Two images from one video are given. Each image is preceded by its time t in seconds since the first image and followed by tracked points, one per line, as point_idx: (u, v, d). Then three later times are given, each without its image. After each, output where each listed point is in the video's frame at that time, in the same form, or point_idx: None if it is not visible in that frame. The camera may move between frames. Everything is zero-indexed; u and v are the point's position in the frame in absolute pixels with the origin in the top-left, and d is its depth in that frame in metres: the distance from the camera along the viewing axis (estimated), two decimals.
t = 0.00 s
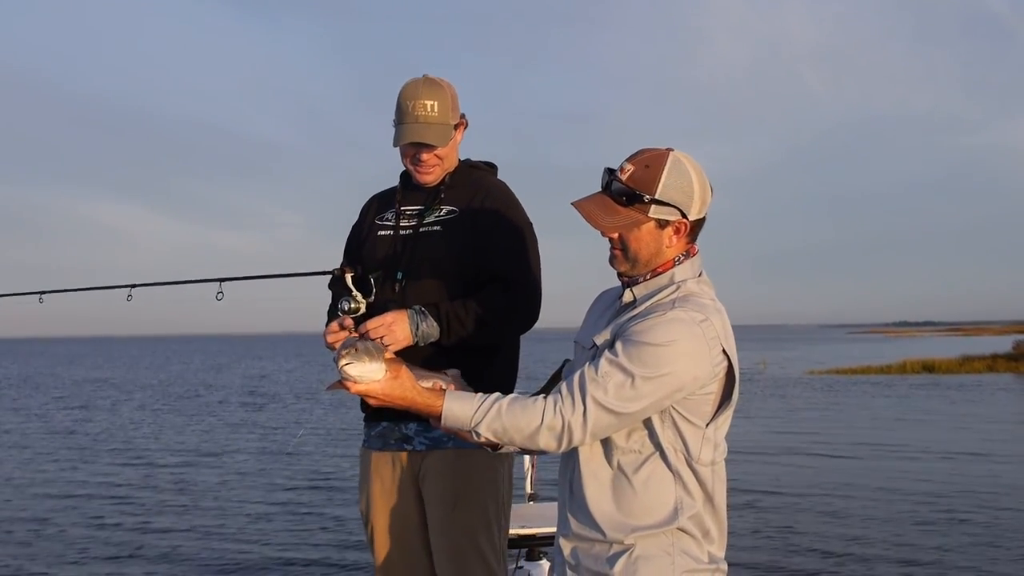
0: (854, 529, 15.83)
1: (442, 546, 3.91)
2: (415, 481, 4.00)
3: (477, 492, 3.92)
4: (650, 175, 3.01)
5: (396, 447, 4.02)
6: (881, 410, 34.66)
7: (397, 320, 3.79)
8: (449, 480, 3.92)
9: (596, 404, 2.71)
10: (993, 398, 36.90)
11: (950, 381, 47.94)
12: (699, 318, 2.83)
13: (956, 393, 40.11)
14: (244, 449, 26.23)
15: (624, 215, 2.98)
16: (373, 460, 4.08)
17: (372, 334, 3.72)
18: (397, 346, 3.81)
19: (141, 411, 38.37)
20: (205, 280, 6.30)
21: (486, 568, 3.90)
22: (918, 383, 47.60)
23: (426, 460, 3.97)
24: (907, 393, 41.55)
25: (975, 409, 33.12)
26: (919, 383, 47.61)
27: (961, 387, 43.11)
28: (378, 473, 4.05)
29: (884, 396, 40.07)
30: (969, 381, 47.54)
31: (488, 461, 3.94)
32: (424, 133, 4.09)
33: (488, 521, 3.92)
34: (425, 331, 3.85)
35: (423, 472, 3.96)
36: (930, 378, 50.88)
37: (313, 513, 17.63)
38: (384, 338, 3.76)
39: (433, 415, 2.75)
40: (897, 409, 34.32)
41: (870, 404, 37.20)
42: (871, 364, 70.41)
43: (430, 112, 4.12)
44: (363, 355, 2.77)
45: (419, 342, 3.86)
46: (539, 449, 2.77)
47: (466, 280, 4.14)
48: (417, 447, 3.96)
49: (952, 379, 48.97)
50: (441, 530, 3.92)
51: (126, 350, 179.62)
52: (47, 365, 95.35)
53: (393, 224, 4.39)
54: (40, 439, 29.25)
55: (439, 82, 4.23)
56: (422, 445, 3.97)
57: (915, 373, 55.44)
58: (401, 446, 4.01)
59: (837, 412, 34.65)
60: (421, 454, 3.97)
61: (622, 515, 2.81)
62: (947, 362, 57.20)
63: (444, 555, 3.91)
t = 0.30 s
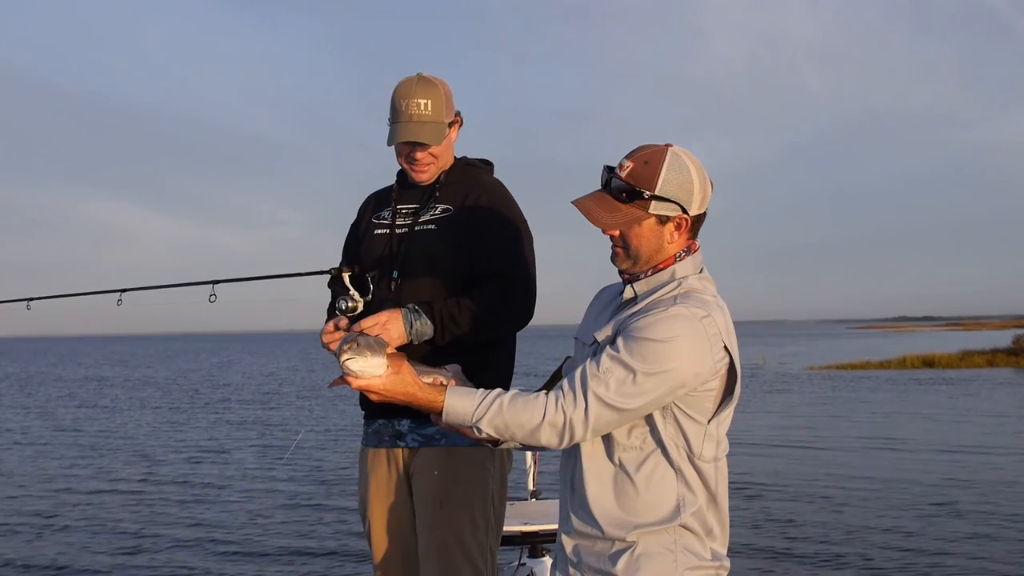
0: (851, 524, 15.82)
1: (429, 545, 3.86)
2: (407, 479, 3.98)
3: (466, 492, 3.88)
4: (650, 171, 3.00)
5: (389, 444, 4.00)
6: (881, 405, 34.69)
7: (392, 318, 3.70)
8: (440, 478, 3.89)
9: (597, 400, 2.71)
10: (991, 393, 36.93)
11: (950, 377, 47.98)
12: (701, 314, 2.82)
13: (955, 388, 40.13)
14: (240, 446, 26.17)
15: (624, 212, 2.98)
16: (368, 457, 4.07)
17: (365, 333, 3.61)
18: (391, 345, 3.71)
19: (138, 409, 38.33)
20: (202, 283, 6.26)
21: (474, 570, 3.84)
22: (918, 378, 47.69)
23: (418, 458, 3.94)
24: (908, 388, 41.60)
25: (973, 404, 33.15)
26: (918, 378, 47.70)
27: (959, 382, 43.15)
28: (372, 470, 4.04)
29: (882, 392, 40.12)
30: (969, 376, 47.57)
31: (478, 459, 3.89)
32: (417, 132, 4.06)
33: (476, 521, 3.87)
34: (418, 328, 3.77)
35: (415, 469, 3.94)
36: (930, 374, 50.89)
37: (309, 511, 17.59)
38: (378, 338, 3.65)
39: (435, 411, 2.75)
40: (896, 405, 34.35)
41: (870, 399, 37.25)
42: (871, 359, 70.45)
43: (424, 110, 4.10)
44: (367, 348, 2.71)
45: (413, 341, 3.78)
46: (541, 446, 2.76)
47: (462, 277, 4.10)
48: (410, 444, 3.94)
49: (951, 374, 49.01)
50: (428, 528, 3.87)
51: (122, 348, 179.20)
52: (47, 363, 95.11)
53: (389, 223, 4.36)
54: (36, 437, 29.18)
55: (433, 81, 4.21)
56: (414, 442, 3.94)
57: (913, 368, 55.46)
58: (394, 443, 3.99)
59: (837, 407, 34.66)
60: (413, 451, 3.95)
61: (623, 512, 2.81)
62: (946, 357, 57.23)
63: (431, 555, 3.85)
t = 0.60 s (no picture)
0: (852, 523, 15.81)
1: (433, 549, 3.87)
2: (405, 484, 3.98)
3: (464, 493, 3.88)
4: (653, 171, 3.00)
5: (386, 450, 4.00)
6: (880, 403, 34.77)
7: (385, 319, 3.73)
8: (438, 483, 3.89)
9: (599, 405, 2.71)
10: (991, 392, 36.91)
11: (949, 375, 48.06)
12: (700, 314, 2.83)
13: (955, 387, 40.11)
14: (240, 447, 26.16)
15: (626, 209, 2.98)
16: (366, 463, 4.07)
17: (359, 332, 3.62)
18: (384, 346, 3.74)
19: (138, 410, 38.29)
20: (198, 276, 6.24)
21: (480, 569, 3.85)
22: (917, 377, 47.82)
23: (415, 464, 3.93)
24: (908, 386, 41.69)
25: (973, 403, 33.13)
26: (917, 376, 47.83)
27: (959, 381, 43.12)
28: (371, 476, 4.04)
29: (882, 391, 40.07)
30: (969, 374, 47.67)
31: (476, 463, 3.89)
32: (419, 130, 4.06)
33: (477, 522, 3.88)
34: (411, 330, 3.79)
35: (412, 475, 3.93)
36: (930, 372, 50.97)
37: (309, 511, 17.57)
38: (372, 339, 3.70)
39: (440, 415, 2.75)
40: (896, 403, 34.39)
41: (869, 398, 37.33)
42: (871, 358, 70.39)
43: (426, 109, 4.10)
44: (378, 347, 2.72)
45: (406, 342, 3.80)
46: (544, 452, 2.76)
47: (459, 277, 4.09)
48: (406, 450, 3.93)
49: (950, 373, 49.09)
50: (431, 534, 3.88)
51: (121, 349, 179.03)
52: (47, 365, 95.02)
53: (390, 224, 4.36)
54: (36, 438, 29.17)
55: (437, 82, 4.21)
56: (410, 448, 3.93)
57: (914, 367, 55.38)
58: (391, 448, 3.98)
59: (836, 406, 34.74)
60: (409, 457, 3.94)
61: (624, 513, 2.81)
62: (947, 356, 57.14)
63: (438, 558, 3.86)
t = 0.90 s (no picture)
0: (851, 520, 15.82)
1: (433, 548, 3.87)
2: (404, 480, 3.98)
3: (463, 491, 3.88)
4: (652, 169, 3.01)
5: (386, 446, 4.01)
6: (875, 401, 34.90)
7: (383, 312, 3.69)
8: (437, 481, 3.89)
9: (598, 411, 2.71)
10: (988, 390, 36.98)
11: (944, 373, 48.31)
12: (696, 316, 2.84)
13: (951, 385, 40.17)
14: (240, 446, 26.15)
15: (624, 207, 2.98)
16: (366, 459, 4.07)
17: (356, 324, 3.57)
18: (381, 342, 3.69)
19: (137, 410, 38.26)
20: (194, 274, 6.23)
21: (480, 568, 3.85)
22: (911, 375, 48.03)
23: (414, 461, 3.94)
24: (903, 385, 41.84)
25: (970, 401, 33.17)
26: (912, 375, 48.04)
27: (956, 379, 43.19)
28: (370, 472, 4.04)
29: (879, 389, 40.12)
30: (963, 372, 47.91)
31: (476, 460, 3.89)
32: (414, 124, 4.07)
33: (477, 522, 3.87)
34: (409, 324, 3.74)
35: (413, 472, 3.93)
36: (924, 371, 51.24)
37: (310, 511, 17.57)
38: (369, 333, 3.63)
39: (445, 411, 2.71)
40: (891, 401, 34.52)
41: (864, 396, 37.48)
42: (868, 357, 70.50)
43: (421, 104, 4.10)
44: (393, 331, 2.65)
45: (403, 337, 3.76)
46: (544, 455, 2.75)
47: (456, 274, 4.09)
48: (405, 448, 3.94)
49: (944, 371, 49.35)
50: (431, 531, 3.88)
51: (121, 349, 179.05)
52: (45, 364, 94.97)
53: (387, 222, 4.35)
54: (36, 437, 29.15)
55: (432, 78, 4.22)
56: (410, 445, 3.94)
57: (911, 366, 55.45)
58: (390, 445, 3.99)
59: (832, 404, 34.87)
60: (409, 454, 3.95)
61: (619, 514, 2.82)
62: (944, 355, 57.21)
63: (437, 556, 3.86)
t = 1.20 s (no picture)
0: (850, 515, 15.86)
1: (433, 548, 3.87)
2: (405, 481, 3.99)
3: (464, 492, 3.88)
4: (645, 168, 3.01)
5: (385, 447, 4.01)
6: (872, 396, 35.00)
7: (383, 313, 3.68)
8: (437, 483, 3.89)
9: (592, 409, 2.71)
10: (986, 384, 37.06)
11: (939, 368, 48.50)
12: (690, 314, 2.84)
13: (948, 380, 40.25)
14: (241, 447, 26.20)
15: (618, 206, 2.98)
16: (365, 460, 4.07)
17: (353, 326, 3.57)
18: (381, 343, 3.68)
19: (137, 411, 38.32)
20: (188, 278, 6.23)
21: (480, 569, 3.85)
22: (907, 370, 48.17)
23: (414, 461, 3.94)
24: (899, 380, 41.96)
25: (968, 395, 33.24)
26: (907, 370, 48.19)
27: (954, 374, 43.26)
28: (370, 472, 4.04)
29: (877, 384, 40.18)
30: (958, 367, 48.08)
31: (476, 461, 3.89)
32: (408, 126, 4.06)
33: (477, 523, 3.87)
34: (408, 324, 3.74)
35: (413, 472, 3.94)
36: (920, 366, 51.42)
37: (311, 511, 17.59)
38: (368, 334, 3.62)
39: (438, 408, 2.72)
40: (888, 397, 34.63)
41: (861, 391, 37.60)
42: (866, 352, 70.59)
43: (415, 106, 4.10)
44: (385, 330, 2.65)
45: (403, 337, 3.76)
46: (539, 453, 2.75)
47: (452, 276, 4.09)
48: (405, 448, 3.94)
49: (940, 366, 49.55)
50: (432, 533, 3.88)
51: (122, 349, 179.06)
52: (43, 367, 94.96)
53: (382, 224, 4.35)
54: (37, 439, 29.18)
55: (424, 79, 4.21)
56: (410, 446, 3.94)
57: (908, 361, 55.53)
58: (390, 446, 3.99)
59: (829, 399, 34.98)
60: (409, 455, 3.95)
61: (613, 513, 2.82)
62: (940, 350, 57.32)
63: (438, 557, 3.87)
